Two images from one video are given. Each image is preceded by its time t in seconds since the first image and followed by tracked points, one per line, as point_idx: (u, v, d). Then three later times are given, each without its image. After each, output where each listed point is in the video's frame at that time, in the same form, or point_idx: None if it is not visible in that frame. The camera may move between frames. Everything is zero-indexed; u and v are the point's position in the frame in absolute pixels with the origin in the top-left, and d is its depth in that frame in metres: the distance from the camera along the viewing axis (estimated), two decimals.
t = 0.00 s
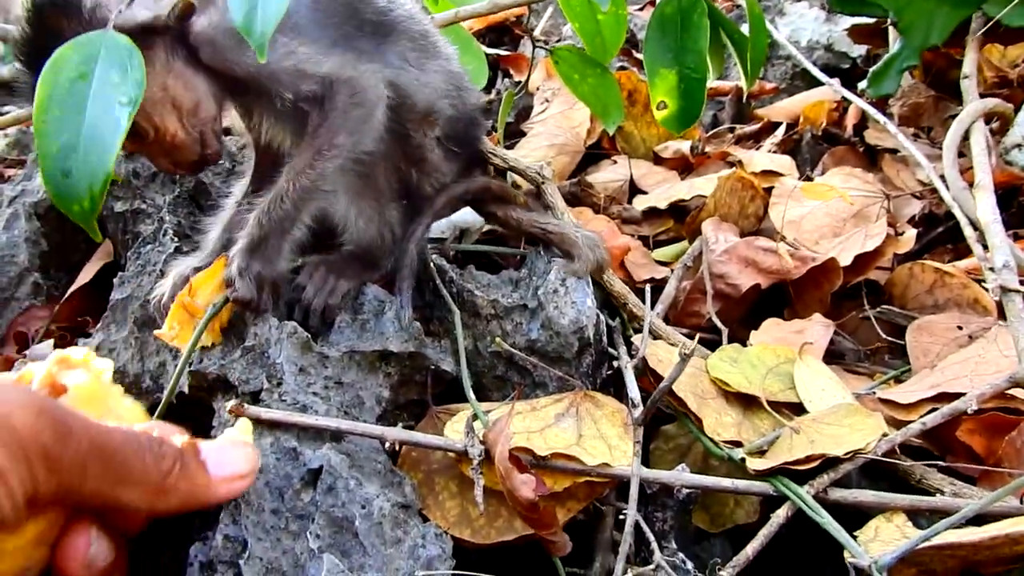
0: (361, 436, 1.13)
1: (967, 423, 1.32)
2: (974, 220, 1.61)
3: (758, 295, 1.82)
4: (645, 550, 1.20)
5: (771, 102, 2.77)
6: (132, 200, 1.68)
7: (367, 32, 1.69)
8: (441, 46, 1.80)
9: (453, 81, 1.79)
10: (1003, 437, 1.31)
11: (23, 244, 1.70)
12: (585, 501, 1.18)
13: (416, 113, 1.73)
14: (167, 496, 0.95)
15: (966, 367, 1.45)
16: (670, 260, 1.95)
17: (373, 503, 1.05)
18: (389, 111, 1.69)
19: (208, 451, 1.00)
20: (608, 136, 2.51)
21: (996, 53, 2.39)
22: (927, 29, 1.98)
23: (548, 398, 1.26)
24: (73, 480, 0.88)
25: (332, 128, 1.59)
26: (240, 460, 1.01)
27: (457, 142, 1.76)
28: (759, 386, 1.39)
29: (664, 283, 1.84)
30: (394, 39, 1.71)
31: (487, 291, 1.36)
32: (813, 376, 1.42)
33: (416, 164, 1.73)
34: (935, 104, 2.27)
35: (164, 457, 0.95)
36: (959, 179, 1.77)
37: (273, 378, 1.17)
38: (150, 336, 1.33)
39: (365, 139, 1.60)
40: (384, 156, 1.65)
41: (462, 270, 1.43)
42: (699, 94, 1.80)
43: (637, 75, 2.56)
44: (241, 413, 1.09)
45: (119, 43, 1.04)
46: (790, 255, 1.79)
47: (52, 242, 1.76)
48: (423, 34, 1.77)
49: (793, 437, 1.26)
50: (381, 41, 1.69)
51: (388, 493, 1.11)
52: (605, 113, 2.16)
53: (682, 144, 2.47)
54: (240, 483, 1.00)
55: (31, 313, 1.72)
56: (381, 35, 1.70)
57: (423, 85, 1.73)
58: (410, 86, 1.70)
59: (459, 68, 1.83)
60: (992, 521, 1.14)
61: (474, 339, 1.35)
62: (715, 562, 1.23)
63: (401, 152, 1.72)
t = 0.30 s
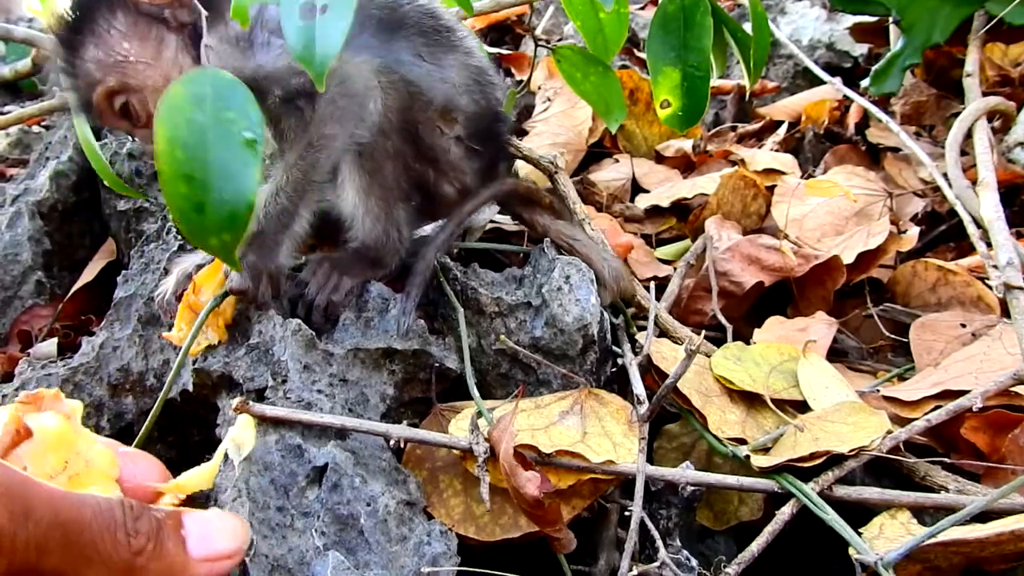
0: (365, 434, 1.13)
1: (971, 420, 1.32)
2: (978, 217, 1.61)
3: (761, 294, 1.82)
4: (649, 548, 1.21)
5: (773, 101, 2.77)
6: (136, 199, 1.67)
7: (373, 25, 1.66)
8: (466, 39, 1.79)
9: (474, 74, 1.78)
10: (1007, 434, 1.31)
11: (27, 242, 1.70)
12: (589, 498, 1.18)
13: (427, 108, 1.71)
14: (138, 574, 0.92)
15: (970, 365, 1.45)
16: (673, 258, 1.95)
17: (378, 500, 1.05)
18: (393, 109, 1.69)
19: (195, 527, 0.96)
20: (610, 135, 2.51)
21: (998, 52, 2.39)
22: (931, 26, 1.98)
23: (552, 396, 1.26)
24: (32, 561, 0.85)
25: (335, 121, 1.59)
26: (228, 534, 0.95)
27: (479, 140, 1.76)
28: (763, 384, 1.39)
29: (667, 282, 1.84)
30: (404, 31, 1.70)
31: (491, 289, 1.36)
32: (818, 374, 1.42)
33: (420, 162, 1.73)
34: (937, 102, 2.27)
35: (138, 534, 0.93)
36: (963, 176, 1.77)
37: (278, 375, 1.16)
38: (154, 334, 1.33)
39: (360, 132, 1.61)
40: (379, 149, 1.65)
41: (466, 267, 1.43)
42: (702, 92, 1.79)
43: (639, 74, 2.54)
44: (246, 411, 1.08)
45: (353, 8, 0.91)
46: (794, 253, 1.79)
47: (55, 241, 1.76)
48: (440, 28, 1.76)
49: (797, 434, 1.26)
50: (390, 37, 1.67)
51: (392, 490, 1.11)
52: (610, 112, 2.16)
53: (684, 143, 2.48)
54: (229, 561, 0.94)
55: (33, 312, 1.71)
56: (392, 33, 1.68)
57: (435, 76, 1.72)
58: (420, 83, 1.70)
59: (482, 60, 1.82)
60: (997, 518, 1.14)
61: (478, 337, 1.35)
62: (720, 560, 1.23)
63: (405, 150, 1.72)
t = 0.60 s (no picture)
0: (372, 439, 1.13)
1: (974, 418, 1.32)
2: (980, 213, 1.61)
3: (764, 291, 1.83)
4: (655, 550, 1.22)
5: (773, 94, 2.77)
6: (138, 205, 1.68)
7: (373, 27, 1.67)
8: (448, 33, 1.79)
9: (457, 64, 1.77)
10: (1010, 431, 1.32)
11: (31, 246, 1.70)
12: (596, 501, 1.18)
13: (426, 109, 1.71)
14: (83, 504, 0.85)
15: (973, 361, 1.46)
16: (675, 256, 1.96)
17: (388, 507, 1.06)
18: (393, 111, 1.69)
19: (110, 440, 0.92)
20: (610, 130, 2.52)
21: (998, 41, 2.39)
22: (930, 20, 1.98)
23: (557, 399, 1.27)
24: None
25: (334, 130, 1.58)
26: (149, 425, 0.64)
27: (475, 125, 1.77)
28: (767, 383, 1.40)
29: (669, 280, 1.85)
30: (394, 32, 1.69)
31: (496, 292, 1.37)
32: (822, 373, 1.43)
33: (422, 163, 1.74)
34: (937, 95, 2.26)
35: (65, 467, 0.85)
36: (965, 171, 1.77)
37: (285, 382, 1.17)
38: (160, 338, 1.34)
39: (364, 151, 1.62)
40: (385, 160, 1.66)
41: (470, 270, 1.43)
42: (703, 89, 1.79)
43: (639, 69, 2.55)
44: (254, 417, 1.09)
45: (380, 14, 0.91)
46: (795, 250, 1.80)
47: (59, 244, 1.76)
48: (417, 28, 1.75)
49: (801, 434, 1.26)
50: (385, 38, 1.68)
51: (400, 495, 1.12)
52: (612, 106, 2.16)
53: (684, 138, 2.50)
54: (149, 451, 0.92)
55: (39, 314, 1.70)
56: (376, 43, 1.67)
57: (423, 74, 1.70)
58: (415, 79, 1.69)
59: (462, 46, 1.82)
60: (1002, 517, 1.15)
61: (483, 339, 1.35)
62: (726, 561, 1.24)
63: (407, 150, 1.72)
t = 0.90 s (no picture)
0: (395, 441, 1.14)
1: (991, 419, 1.33)
2: (993, 217, 1.62)
3: (777, 295, 1.84)
4: (675, 551, 1.22)
5: (782, 99, 2.78)
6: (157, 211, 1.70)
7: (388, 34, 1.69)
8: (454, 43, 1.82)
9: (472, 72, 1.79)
10: None
11: (51, 253, 1.71)
12: (616, 503, 1.19)
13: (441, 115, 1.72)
14: None
15: (988, 363, 1.46)
16: (687, 260, 1.97)
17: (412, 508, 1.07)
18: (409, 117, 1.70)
19: None
20: (620, 136, 2.53)
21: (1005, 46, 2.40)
22: (939, 25, 1.99)
23: (577, 400, 1.28)
24: None
25: (369, 143, 1.60)
26: None
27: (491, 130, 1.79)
28: (784, 385, 1.41)
29: (683, 284, 1.86)
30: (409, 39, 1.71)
31: (514, 295, 1.38)
32: (839, 376, 1.44)
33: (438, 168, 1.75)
34: (945, 99, 2.28)
35: None
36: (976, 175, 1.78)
37: (309, 384, 1.18)
38: (182, 342, 1.34)
39: (397, 166, 1.61)
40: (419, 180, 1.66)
41: (488, 274, 1.44)
42: (716, 93, 1.79)
43: (648, 75, 2.56)
44: (279, 419, 1.10)
45: (403, 11, 1.11)
46: (808, 254, 1.81)
47: (78, 251, 1.77)
48: (431, 38, 1.76)
49: (819, 435, 1.27)
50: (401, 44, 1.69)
51: (423, 496, 1.13)
52: (620, 113, 2.16)
53: (694, 143, 2.50)
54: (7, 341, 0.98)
55: (59, 321, 1.71)
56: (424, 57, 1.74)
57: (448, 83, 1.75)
58: (430, 85, 1.70)
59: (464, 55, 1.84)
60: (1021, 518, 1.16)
61: (502, 342, 1.36)
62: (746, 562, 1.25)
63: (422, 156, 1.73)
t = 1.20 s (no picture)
0: (419, 443, 1.14)
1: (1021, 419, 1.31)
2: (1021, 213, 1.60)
3: (800, 293, 1.82)
4: (701, 552, 1.22)
5: (805, 96, 2.76)
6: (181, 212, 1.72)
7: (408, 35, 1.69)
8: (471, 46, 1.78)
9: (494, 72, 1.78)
10: None
11: (78, 255, 1.73)
12: (641, 504, 1.19)
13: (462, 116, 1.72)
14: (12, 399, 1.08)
15: (1017, 362, 1.45)
16: (710, 259, 1.97)
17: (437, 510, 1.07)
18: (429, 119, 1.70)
19: None
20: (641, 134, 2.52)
21: None
22: (966, 20, 1.96)
23: (601, 401, 1.27)
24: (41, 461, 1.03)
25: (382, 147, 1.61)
26: None
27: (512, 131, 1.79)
28: (809, 385, 1.40)
29: (705, 283, 1.85)
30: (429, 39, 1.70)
31: (537, 296, 1.38)
32: (865, 376, 1.42)
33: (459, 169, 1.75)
34: (971, 95, 2.25)
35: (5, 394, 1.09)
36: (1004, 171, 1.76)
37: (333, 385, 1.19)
38: (208, 344, 1.35)
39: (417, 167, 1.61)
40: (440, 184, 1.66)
41: (510, 275, 1.44)
42: (738, 91, 1.78)
43: (669, 73, 2.55)
44: (305, 421, 1.10)
45: (407, 12, 1.09)
46: (832, 252, 1.80)
47: (105, 252, 1.79)
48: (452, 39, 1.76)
49: (844, 435, 1.26)
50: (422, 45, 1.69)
51: (446, 497, 1.13)
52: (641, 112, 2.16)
53: (716, 141, 2.48)
54: None
55: (86, 322, 1.73)
56: (421, 57, 1.68)
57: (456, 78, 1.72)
58: (451, 87, 1.70)
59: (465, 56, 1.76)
60: None
61: (525, 343, 1.36)
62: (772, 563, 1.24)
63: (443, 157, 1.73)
